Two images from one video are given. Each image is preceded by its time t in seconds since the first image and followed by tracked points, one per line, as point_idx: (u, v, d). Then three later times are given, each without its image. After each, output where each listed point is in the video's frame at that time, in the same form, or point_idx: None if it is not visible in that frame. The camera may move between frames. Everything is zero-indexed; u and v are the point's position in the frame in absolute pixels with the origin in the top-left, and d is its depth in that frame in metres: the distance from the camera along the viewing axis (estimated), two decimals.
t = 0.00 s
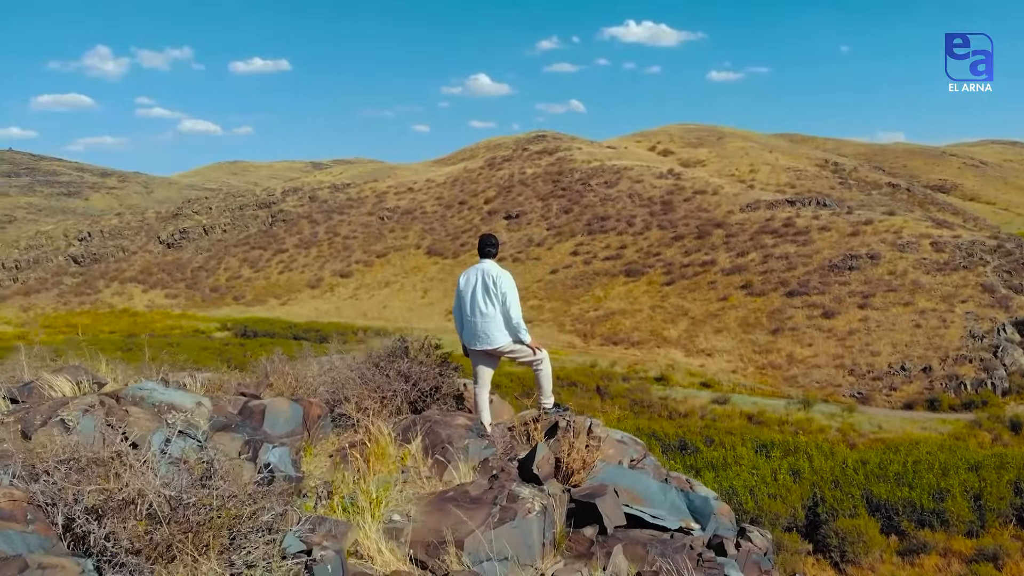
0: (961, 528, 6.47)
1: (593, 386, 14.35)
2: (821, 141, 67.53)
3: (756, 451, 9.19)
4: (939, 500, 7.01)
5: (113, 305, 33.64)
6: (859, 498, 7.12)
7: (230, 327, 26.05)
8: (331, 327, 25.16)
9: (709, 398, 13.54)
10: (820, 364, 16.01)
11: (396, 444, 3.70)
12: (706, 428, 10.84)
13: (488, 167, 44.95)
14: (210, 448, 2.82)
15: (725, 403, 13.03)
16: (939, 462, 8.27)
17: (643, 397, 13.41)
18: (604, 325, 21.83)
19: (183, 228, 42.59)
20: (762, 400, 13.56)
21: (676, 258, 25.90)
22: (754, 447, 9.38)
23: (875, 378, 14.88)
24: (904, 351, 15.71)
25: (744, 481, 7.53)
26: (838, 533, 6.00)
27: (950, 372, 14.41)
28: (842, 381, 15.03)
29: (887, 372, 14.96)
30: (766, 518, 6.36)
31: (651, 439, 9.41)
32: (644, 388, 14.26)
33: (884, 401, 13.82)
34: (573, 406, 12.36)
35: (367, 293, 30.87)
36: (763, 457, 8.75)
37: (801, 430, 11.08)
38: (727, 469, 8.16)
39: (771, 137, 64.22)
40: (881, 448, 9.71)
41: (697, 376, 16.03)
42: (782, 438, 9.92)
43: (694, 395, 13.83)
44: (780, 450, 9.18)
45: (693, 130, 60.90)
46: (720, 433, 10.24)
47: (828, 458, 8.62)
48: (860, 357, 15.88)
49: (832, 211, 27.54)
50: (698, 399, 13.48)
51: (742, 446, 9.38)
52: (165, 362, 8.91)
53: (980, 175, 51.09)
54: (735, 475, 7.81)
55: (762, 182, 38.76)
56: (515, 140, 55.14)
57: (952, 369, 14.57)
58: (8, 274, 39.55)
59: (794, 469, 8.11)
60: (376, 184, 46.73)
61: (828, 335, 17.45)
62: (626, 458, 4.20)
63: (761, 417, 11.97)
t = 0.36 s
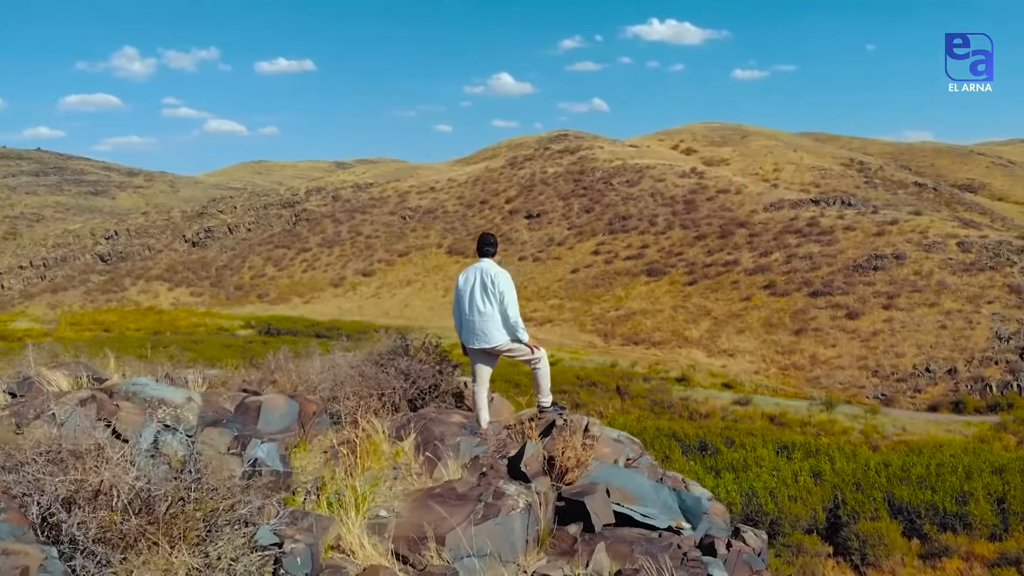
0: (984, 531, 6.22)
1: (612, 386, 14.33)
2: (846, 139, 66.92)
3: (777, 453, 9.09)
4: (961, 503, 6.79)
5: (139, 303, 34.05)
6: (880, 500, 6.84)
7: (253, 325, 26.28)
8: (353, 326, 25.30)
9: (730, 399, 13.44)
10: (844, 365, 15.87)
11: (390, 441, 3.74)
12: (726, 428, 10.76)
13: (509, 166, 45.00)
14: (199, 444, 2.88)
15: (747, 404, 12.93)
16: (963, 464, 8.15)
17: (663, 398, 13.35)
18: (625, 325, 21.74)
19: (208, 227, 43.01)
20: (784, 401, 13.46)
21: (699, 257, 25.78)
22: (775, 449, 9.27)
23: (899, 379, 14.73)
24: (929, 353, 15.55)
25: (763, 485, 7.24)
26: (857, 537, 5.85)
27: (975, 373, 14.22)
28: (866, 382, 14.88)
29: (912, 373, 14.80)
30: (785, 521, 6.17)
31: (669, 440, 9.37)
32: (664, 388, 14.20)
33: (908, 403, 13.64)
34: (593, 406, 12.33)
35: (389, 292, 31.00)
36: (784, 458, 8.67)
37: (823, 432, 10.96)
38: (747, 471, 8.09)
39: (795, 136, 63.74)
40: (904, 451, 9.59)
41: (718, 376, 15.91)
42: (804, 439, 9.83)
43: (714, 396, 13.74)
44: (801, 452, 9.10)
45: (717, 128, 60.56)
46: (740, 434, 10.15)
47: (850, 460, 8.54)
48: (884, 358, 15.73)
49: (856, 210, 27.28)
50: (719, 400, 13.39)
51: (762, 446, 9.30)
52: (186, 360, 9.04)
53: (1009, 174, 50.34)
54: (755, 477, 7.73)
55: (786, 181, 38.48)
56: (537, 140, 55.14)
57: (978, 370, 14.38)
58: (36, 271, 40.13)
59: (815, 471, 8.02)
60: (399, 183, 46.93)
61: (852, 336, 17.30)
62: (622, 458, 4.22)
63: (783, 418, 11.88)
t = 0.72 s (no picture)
0: (1010, 535, 5.81)
1: (633, 386, 14.32)
2: (873, 138, 66.25)
3: (799, 455, 8.99)
4: (986, 507, 6.50)
5: (164, 301, 34.45)
6: (902, 503, 6.57)
7: (277, 323, 26.50)
8: (375, 325, 25.41)
9: (752, 400, 13.31)
10: (868, 367, 15.71)
11: (384, 439, 3.78)
12: (748, 430, 10.70)
13: (531, 165, 45.03)
14: (189, 442, 2.93)
15: (768, 405, 12.81)
16: (987, 467, 8.02)
17: (684, 399, 13.27)
18: (647, 325, 21.66)
19: (233, 226, 43.43)
20: (807, 402, 13.34)
21: (722, 256, 25.64)
22: (797, 451, 9.19)
23: (924, 382, 14.54)
24: (954, 355, 15.37)
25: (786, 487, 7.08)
26: (880, 540, 5.61)
27: (1002, 375, 14.01)
28: (891, 384, 14.71)
29: (937, 375, 14.61)
30: (806, 524, 5.97)
31: (688, 441, 9.35)
32: (685, 389, 14.12)
33: (934, 404, 13.42)
34: (613, 406, 12.29)
35: (410, 291, 31.11)
36: (805, 461, 8.59)
37: (846, 434, 10.83)
38: (768, 472, 8.04)
39: (821, 135, 63.18)
40: (928, 453, 9.46)
41: (741, 377, 15.73)
42: (826, 442, 9.73)
43: (736, 397, 13.62)
44: (824, 454, 9.01)
45: (741, 127, 60.16)
46: (762, 436, 10.08)
47: (872, 463, 8.45)
48: (909, 360, 15.56)
49: (882, 210, 26.99)
50: (741, 401, 13.27)
51: (783, 448, 9.23)
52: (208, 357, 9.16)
53: None
54: (776, 479, 7.69)
55: (811, 180, 38.17)
56: (559, 139, 55.10)
57: (1005, 372, 14.16)
58: (64, 269, 40.70)
59: (837, 473, 7.93)
60: (421, 183, 47.10)
61: (876, 337, 17.13)
62: (618, 458, 4.23)
63: (806, 420, 11.75)
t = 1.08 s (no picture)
0: None
1: (653, 387, 14.29)
2: (899, 137, 65.49)
3: (820, 457, 8.90)
4: (1009, 510, 6.20)
5: (189, 300, 34.82)
6: (924, 506, 6.31)
7: (300, 322, 26.68)
8: (396, 324, 25.50)
9: (774, 401, 13.19)
10: (892, 368, 15.53)
11: (377, 439, 3.82)
12: (769, 431, 10.62)
13: (553, 165, 45.01)
14: (177, 441, 2.99)
15: (790, 406, 12.68)
16: (1013, 471, 7.88)
17: (705, 400, 13.18)
18: (668, 325, 21.52)
19: (257, 225, 43.81)
20: (829, 404, 13.20)
21: (745, 256, 25.47)
22: (818, 453, 9.09)
23: (949, 383, 14.34)
24: (980, 356, 15.16)
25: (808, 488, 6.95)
26: (901, 543, 5.43)
27: None
28: (915, 386, 14.53)
29: (962, 377, 14.41)
30: (826, 525, 5.85)
31: (708, 442, 9.32)
32: (706, 390, 14.02)
33: (959, 406, 13.21)
34: (633, 406, 12.24)
35: (432, 290, 31.20)
36: (826, 463, 8.50)
37: (869, 436, 10.67)
38: (788, 474, 7.97)
39: (846, 134, 62.58)
40: (952, 456, 9.31)
41: (764, 378, 15.56)
42: (849, 443, 9.60)
43: (759, 398, 13.51)
44: (846, 456, 8.92)
45: (765, 126, 59.75)
46: (783, 437, 9.98)
47: (895, 466, 8.35)
48: (934, 361, 15.38)
49: (908, 209, 26.68)
50: (763, 402, 13.15)
51: (805, 450, 9.16)
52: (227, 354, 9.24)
53: None
54: (796, 481, 7.64)
55: (836, 179, 37.81)
56: (582, 138, 55.03)
57: None
58: (92, 268, 41.25)
59: (859, 476, 7.84)
60: (443, 182, 47.24)
61: (901, 338, 16.93)
62: (611, 459, 4.24)
63: (828, 421, 11.62)
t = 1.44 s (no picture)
0: None
1: (674, 387, 14.25)
2: (927, 136, 64.71)
3: (842, 459, 8.82)
4: None
5: (214, 298, 35.17)
6: (947, 509, 6.11)
7: (322, 320, 26.82)
8: (417, 322, 25.57)
9: (796, 401, 13.06)
10: (917, 370, 15.34)
11: (367, 436, 3.87)
12: (791, 432, 10.52)
13: (575, 164, 44.96)
14: (163, 435, 3.06)
15: (813, 407, 12.55)
16: None
17: (726, 400, 13.08)
18: (690, 325, 21.37)
19: (281, 224, 44.15)
20: (853, 405, 13.05)
21: (768, 256, 25.30)
22: (840, 454, 9.02)
23: (975, 385, 14.13)
24: (1007, 358, 14.94)
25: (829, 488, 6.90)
26: (923, 546, 5.27)
27: None
28: (940, 388, 14.32)
29: (988, 379, 14.19)
30: (847, 528, 5.73)
31: (729, 443, 9.29)
32: (728, 391, 13.92)
33: (984, 408, 12.98)
34: (653, 406, 12.20)
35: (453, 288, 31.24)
36: (849, 465, 8.42)
37: (892, 438, 10.54)
38: (809, 476, 7.93)
39: (872, 133, 61.94)
40: (977, 459, 9.16)
41: (786, 379, 15.39)
42: (872, 445, 9.48)
43: (781, 398, 13.38)
44: (868, 458, 8.83)
45: (790, 124, 59.27)
46: (805, 438, 9.89)
47: (918, 468, 8.25)
48: (960, 363, 15.18)
49: (934, 208, 26.37)
50: (785, 403, 13.03)
51: (826, 451, 9.08)
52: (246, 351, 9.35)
53: None
54: (817, 482, 7.59)
55: (861, 178, 37.42)
56: (604, 136, 54.89)
57: None
58: (118, 266, 41.75)
59: (881, 479, 7.75)
60: (465, 182, 47.34)
61: (926, 340, 16.73)
62: (603, 458, 4.26)
63: (851, 422, 11.48)
